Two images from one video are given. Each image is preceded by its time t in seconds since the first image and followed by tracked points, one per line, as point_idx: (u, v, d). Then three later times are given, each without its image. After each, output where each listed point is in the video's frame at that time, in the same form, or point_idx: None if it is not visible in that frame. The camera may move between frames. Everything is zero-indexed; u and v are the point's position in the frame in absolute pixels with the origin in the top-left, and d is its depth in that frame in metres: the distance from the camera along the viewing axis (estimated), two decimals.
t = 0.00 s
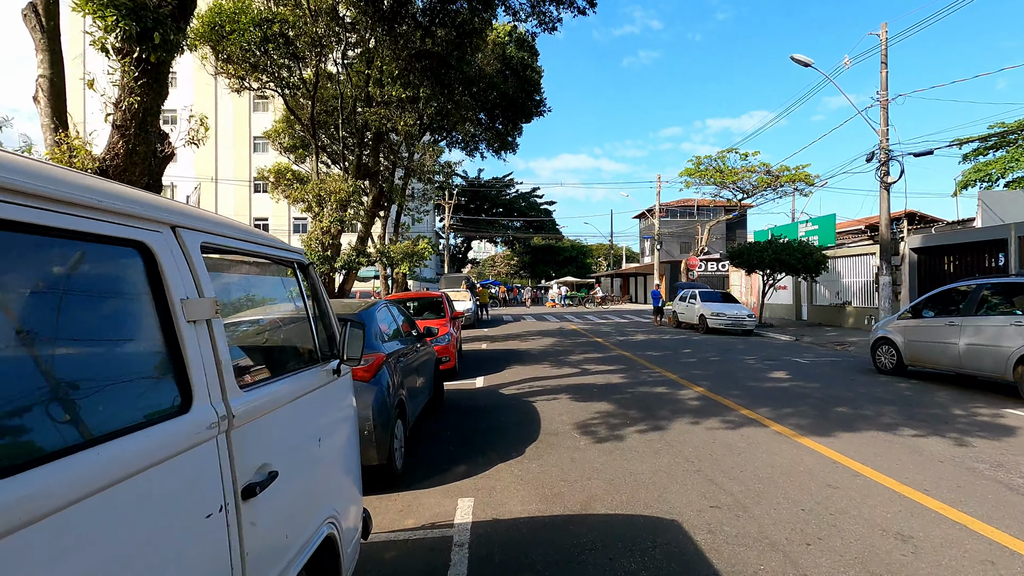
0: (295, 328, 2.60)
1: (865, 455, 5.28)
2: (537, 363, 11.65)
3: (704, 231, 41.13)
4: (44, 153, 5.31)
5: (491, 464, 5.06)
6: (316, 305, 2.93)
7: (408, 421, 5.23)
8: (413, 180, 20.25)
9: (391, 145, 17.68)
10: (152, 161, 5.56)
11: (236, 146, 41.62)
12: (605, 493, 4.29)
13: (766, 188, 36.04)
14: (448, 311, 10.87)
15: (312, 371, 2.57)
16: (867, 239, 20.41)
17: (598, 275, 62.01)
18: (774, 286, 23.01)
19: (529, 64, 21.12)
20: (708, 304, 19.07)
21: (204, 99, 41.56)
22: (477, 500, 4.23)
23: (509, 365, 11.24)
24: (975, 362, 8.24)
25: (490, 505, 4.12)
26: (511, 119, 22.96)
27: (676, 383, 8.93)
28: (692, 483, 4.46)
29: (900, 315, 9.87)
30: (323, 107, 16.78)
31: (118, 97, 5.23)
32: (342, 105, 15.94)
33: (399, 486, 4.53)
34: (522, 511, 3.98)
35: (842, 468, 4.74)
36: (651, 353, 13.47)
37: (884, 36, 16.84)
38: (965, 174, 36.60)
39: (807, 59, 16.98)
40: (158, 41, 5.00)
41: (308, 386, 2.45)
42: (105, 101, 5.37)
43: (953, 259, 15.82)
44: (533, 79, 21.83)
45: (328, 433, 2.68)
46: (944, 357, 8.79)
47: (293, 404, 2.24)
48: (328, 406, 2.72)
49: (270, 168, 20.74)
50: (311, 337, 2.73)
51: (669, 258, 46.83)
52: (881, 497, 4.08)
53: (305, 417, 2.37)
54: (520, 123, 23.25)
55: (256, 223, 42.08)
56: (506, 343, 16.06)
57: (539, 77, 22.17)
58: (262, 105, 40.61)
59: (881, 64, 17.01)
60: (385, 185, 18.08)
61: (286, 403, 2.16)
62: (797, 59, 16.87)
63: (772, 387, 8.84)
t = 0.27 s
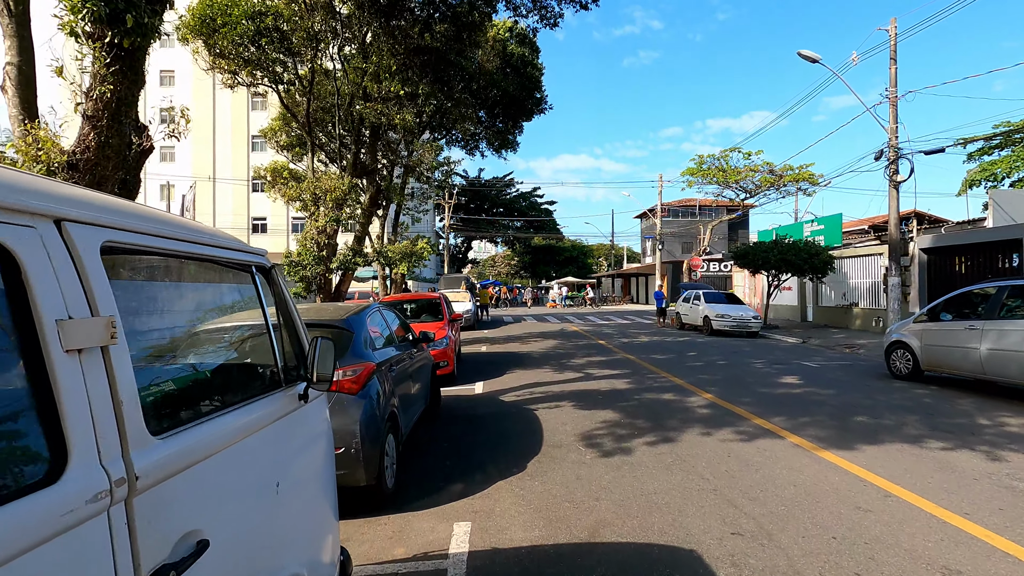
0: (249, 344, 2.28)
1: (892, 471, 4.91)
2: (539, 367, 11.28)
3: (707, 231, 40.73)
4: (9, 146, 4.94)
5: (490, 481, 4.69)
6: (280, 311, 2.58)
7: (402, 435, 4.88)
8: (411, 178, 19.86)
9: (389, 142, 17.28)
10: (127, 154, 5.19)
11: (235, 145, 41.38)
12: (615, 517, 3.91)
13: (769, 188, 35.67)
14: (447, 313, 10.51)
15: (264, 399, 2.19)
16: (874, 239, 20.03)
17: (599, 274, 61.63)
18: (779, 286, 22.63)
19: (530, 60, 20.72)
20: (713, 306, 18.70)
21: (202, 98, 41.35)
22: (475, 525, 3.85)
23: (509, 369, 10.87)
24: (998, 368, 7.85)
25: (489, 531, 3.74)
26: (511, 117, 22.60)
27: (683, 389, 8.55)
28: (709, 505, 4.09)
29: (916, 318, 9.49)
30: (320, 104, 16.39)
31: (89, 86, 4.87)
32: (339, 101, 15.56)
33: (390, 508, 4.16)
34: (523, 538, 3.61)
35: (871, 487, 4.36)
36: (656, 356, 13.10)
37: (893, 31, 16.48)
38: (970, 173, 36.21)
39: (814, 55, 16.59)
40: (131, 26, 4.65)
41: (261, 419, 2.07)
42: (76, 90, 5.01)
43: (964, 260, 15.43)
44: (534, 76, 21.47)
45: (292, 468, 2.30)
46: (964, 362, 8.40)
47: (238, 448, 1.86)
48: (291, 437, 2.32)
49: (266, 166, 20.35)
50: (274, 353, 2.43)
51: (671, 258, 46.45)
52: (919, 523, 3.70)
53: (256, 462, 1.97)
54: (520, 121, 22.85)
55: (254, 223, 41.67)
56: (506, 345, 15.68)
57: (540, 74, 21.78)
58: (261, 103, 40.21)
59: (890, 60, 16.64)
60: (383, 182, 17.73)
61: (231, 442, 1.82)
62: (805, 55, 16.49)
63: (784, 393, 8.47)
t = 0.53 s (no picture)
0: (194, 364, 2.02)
1: (926, 483, 4.55)
2: (542, 369, 10.93)
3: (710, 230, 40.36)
4: None
5: (493, 496, 4.34)
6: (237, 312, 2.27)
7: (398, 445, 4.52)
8: (411, 176, 19.49)
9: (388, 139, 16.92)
10: (103, 146, 4.85)
11: (234, 143, 41.15)
12: (629, 538, 3.57)
13: (773, 186, 35.30)
14: (447, 314, 10.18)
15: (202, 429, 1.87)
16: (882, 237, 19.66)
17: (600, 274, 61.33)
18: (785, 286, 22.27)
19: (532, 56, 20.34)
20: (718, 306, 18.34)
21: (202, 96, 41.13)
22: (475, 547, 3.50)
23: (512, 371, 10.52)
24: None
25: (491, 554, 3.40)
26: (513, 114, 22.26)
27: (693, 393, 8.21)
28: (731, 523, 3.75)
29: (934, 319, 9.13)
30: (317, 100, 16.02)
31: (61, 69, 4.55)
32: (336, 96, 15.19)
33: (382, 526, 3.81)
34: (529, 563, 3.26)
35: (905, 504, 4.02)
36: (662, 357, 12.75)
37: (904, 25, 16.11)
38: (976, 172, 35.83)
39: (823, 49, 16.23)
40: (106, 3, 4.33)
41: (198, 454, 1.76)
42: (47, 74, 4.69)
43: (977, 259, 15.07)
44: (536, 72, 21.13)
45: (254, 504, 1.97)
46: (987, 365, 8.05)
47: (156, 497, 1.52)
48: (245, 470, 1.95)
49: (263, 163, 19.98)
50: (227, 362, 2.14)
51: (673, 257, 46.09)
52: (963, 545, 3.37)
53: (189, 510, 1.62)
54: (522, 119, 22.48)
55: (253, 221, 41.30)
56: (508, 346, 15.34)
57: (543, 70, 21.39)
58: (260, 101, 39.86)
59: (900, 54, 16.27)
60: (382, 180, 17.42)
61: (151, 486, 1.53)
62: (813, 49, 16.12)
63: (798, 397, 8.12)
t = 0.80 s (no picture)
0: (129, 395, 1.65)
1: (970, 503, 4.16)
2: (546, 372, 10.56)
3: (714, 229, 39.93)
4: None
5: (497, 518, 3.96)
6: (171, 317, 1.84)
7: (393, 462, 4.13)
8: (411, 173, 19.11)
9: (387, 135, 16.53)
10: (74, 134, 4.48)
11: (233, 141, 40.84)
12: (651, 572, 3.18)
13: (778, 185, 34.88)
14: (447, 316, 9.81)
15: (144, 477, 1.56)
16: (892, 236, 19.24)
17: (602, 274, 60.93)
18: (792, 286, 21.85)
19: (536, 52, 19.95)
20: (725, 306, 17.95)
21: (200, 94, 40.82)
22: None
23: (515, 375, 10.14)
24: None
25: None
26: (514, 111, 21.86)
27: (706, 398, 7.82)
28: (762, 553, 3.37)
29: (957, 321, 8.73)
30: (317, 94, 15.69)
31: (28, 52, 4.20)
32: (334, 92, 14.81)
33: (373, 554, 3.43)
34: None
35: (955, 533, 3.62)
36: (669, 360, 12.36)
37: (916, 17, 15.73)
38: (984, 170, 35.38)
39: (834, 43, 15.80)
40: None
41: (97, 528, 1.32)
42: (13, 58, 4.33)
43: (992, 258, 14.67)
44: (538, 68, 20.74)
45: (202, 568, 1.60)
46: (1015, 369, 7.67)
47: None
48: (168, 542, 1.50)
49: (261, 161, 19.62)
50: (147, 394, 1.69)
51: (676, 256, 45.68)
52: None
53: None
54: (525, 116, 22.10)
55: (251, 220, 40.94)
56: (510, 347, 14.96)
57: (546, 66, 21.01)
58: (259, 99, 39.51)
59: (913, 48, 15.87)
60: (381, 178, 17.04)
61: None
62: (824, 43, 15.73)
63: (816, 403, 7.72)
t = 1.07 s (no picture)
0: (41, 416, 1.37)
1: (1021, 525, 3.76)
2: (548, 376, 10.16)
3: (716, 230, 39.53)
4: None
5: (498, 543, 3.56)
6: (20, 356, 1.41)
7: (382, 479, 3.74)
8: (409, 172, 18.72)
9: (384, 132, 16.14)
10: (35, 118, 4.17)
11: (231, 141, 40.50)
12: None
13: (781, 185, 34.51)
14: (445, 318, 9.39)
15: None
16: (901, 236, 18.85)
17: (603, 275, 60.52)
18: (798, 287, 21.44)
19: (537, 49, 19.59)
20: (731, 307, 17.54)
21: (198, 94, 40.51)
22: None
23: (516, 380, 9.72)
24: None
25: None
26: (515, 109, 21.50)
27: (717, 405, 7.42)
28: None
29: (978, 323, 8.34)
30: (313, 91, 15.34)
31: None
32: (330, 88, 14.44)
33: None
34: None
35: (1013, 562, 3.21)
36: (676, 363, 11.95)
37: (927, 12, 15.38)
38: (989, 170, 35.01)
39: (843, 38, 15.44)
40: None
41: None
42: None
43: (1006, 258, 14.27)
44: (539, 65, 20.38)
45: None
46: None
47: None
48: None
49: (256, 160, 19.24)
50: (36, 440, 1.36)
51: (678, 257, 45.30)
52: None
53: None
54: (525, 114, 21.74)
55: (249, 221, 40.54)
56: (511, 350, 14.56)
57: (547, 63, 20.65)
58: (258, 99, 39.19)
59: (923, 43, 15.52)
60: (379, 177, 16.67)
61: None
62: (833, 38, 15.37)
63: (834, 410, 7.31)
